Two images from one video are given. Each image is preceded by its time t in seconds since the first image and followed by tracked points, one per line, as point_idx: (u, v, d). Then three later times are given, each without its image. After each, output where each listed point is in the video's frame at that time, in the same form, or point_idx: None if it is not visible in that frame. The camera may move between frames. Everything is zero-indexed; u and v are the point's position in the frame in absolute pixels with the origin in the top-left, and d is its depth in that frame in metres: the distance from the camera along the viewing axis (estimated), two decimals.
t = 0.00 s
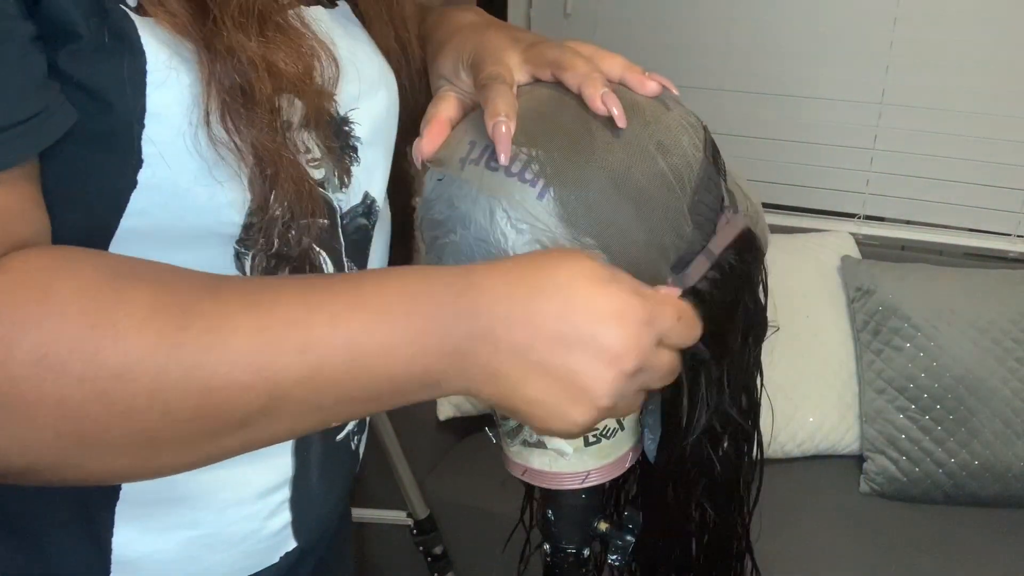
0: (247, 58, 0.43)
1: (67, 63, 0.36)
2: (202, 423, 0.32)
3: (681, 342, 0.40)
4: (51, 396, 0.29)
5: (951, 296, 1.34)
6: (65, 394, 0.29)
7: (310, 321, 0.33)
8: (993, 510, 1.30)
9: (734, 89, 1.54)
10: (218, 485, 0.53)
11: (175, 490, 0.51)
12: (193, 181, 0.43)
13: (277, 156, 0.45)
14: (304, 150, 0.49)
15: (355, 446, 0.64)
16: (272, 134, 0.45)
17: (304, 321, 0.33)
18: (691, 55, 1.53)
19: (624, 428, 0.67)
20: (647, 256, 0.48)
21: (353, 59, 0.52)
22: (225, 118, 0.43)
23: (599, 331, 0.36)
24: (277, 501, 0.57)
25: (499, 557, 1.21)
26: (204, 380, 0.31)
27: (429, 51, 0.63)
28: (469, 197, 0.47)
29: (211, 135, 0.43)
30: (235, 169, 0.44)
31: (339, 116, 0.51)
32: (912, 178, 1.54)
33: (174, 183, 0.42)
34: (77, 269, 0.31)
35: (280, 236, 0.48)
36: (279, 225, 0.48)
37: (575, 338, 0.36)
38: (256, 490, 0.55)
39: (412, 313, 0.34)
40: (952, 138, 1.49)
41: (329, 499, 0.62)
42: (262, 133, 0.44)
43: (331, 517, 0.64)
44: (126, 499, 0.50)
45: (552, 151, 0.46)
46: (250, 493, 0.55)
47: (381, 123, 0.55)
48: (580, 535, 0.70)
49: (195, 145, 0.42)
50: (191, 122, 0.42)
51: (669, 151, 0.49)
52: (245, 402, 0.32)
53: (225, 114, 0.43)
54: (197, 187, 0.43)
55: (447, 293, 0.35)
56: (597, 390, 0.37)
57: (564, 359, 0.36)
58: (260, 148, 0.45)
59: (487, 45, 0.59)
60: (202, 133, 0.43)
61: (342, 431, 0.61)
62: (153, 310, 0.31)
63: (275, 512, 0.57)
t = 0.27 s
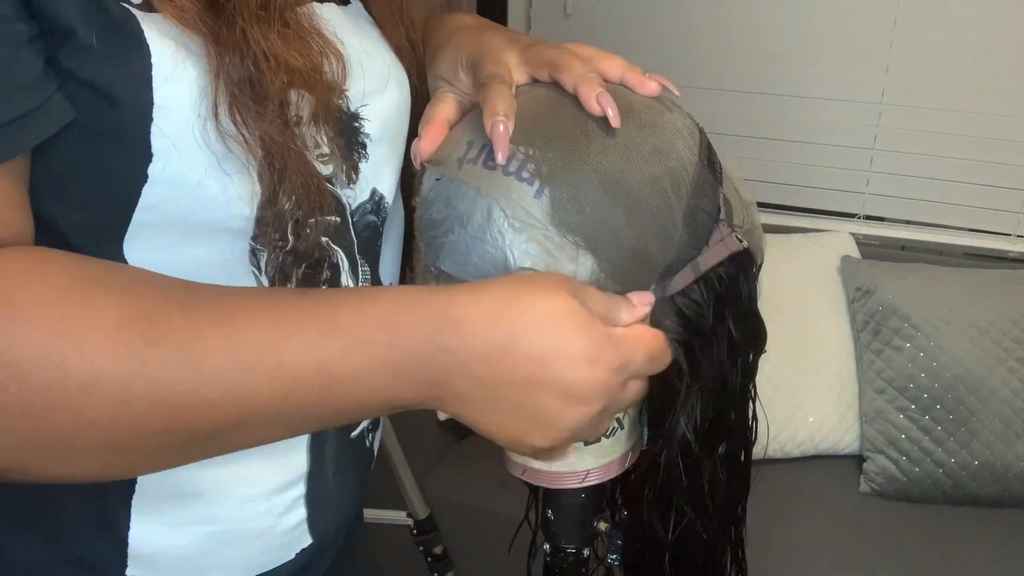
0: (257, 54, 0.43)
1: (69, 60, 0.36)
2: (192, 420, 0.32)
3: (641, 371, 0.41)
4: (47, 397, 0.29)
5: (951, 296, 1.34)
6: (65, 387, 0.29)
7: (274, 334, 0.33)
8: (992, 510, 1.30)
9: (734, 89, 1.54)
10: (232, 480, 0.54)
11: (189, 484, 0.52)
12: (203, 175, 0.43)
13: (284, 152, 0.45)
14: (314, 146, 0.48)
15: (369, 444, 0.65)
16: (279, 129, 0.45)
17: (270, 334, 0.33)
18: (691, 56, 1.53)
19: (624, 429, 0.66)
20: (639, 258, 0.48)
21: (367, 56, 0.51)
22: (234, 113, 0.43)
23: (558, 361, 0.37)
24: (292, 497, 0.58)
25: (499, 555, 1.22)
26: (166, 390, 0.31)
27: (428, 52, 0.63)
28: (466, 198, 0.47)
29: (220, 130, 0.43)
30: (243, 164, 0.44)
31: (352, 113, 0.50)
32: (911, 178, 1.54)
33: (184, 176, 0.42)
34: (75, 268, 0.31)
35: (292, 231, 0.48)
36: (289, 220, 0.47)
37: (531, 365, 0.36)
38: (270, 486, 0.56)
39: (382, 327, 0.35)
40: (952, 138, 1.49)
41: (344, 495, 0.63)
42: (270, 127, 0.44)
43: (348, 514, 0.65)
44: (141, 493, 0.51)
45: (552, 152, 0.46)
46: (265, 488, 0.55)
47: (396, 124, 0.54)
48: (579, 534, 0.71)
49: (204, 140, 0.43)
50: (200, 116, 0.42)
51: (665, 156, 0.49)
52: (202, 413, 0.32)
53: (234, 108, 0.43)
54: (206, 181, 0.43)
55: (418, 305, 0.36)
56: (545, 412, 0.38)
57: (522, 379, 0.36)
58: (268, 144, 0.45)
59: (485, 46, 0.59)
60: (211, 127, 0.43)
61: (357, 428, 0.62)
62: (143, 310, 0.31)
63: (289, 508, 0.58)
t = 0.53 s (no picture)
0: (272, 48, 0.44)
1: (100, 53, 0.36)
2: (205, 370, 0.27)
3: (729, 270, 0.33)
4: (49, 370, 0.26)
5: (951, 296, 1.34)
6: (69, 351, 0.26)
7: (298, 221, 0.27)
8: (992, 509, 1.30)
9: (734, 89, 1.53)
10: (249, 481, 0.55)
11: (208, 486, 0.53)
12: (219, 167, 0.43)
13: (303, 145, 0.46)
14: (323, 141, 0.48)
15: (377, 442, 0.67)
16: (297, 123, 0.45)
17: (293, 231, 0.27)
18: (691, 55, 1.53)
19: (625, 429, 0.67)
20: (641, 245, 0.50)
21: (372, 54, 0.53)
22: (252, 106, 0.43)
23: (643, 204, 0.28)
24: (303, 495, 0.59)
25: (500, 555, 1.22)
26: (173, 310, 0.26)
27: (427, 51, 0.63)
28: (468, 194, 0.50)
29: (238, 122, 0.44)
30: (259, 157, 0.45)
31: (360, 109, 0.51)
32: (911, 178, 1.54)
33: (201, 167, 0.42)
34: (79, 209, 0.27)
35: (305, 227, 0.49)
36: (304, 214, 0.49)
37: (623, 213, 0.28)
38: (284, 486, 0.57)
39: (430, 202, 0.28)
40: (952, 138, 1.49)
41: (350, 492, 0.64)
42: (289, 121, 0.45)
43: (351, 512, 0.66)
44: (160, 495, 0.51)
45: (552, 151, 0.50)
46: (279, 489, 0.57)
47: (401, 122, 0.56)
48: (580, 535, 0.71)
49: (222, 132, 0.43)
50: (219, 108, 0.43)
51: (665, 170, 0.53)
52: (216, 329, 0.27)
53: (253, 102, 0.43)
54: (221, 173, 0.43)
55: (474, 174, 0.29)
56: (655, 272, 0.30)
57: (572, 218, 0.28)
58: (286, 137, 0.45)
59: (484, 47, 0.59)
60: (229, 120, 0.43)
61: (368, 427, 0.64)
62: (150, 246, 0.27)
63: (301, 505, 0.60)
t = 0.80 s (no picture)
0: (289, 51, 0.47)
1: (115, 48, 0.38)
2: (237, 304, 0.36)
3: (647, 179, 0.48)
4: (81, 289, 0.31)
5: (951, 296, 1.34)
6: (110, 271, 0.32)
7: (290, 183, 0.36)
8: (993, 510, 1.30)
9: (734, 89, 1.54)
10: (250, 475, 0.55)
11: (209, 479, 0.53)
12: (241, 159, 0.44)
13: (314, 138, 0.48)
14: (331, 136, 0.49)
15: (377, 440, 0.67)
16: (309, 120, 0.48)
17: (291, 189, 0.36)
18: (691, 56, 1.53)
19: (626, 425, 0.67)
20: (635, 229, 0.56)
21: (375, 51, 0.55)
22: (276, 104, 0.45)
23: (537, 156, 0.43)
24: (304, 491, 0.59)
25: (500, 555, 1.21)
26: (211, 251, 0.34)
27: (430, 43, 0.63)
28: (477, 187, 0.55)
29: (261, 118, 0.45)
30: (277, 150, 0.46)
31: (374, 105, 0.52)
32: (911, 178, 1.54)
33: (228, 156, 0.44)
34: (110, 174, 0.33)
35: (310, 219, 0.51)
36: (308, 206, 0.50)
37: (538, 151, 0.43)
38: (285, 481, 0.57)
39: (386, 167, 0.38)
40: (952, 138, 1.49)
41: (350, 488, 0.64)
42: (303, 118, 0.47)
43: (353, 509, 0.66)
44: (160, 488, 0.51)
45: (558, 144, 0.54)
46: (281, 483, 0.57)
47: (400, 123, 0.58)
48: (580, 534, 0.72)
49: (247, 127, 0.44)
50: (248, 107, 0.44)
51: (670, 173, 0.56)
52: (240, 267, 0.35)
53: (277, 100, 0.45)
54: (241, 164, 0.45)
55: (410, 146, 0.39)
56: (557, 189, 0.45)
57: (490, 159, 0.41)
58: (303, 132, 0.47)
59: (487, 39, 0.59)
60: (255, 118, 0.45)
61: (370, 424, 0.64)
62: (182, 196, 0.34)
63: (302, 500, 0.59)
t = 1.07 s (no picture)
0: (291, 49, 0.48)
1: (110, 42, 0.41)
2: (214, 312, 0.38)
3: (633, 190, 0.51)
4: (73, 280, 0.34)
5: (951, 296, 1.34)
6: (100, 265, 0.34)
7: (277, 197, 0.39)
8: (993, 510, 1.30)
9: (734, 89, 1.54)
10: (246, 471, 0.55)
11: (205, 475, 0.53)
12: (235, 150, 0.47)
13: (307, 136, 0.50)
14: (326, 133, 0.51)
15: (373, 436, 0.67)
16: (306, 118, 0.50)
17: (279, 202, 0.39)
18: (692, 56, 1.53)
19: (625, 424, 0.67)
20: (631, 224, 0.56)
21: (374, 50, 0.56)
22: (273, 104, 0.48)
23: (516, 177, 0.46)
24: (301, 486, 0.60)
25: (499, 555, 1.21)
26: (195, 255, 0.36)
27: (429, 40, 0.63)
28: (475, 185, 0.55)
29: (258, 115, 0.48)
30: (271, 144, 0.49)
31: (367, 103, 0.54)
32: (911, 178, 1.54)
33: (223, 151, 0.47)
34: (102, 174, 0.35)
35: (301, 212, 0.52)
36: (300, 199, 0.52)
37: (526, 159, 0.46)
38: (281, 477, 0.57)
39: (368, 187, 0.41)
40: (951, 138, 1.49)
41: (347, 484, 0.65)
42: (299, 117, 0.49)
43: (350, 505, 0.66)
44: (156, 484, 0.51)
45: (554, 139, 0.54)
46: (277, 479, 0.57)
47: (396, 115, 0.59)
48: (580, 534, 0.71)
49: (242, 123, 0.47)
50: (246, 104, 0.47)
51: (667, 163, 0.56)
52: (219, 274, 0.37)
53: (273, 100, 0.47)
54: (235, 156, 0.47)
55: (387, 168, 0.42)
56: (545, 199, 0.49)
57: (469, 176, 0.45)
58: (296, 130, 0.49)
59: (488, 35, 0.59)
60: (252, 115, 0.47)
61: (365, 419, 0.64)
62: (172, 200, 0.37)
63: (299, 496, 0.60)
